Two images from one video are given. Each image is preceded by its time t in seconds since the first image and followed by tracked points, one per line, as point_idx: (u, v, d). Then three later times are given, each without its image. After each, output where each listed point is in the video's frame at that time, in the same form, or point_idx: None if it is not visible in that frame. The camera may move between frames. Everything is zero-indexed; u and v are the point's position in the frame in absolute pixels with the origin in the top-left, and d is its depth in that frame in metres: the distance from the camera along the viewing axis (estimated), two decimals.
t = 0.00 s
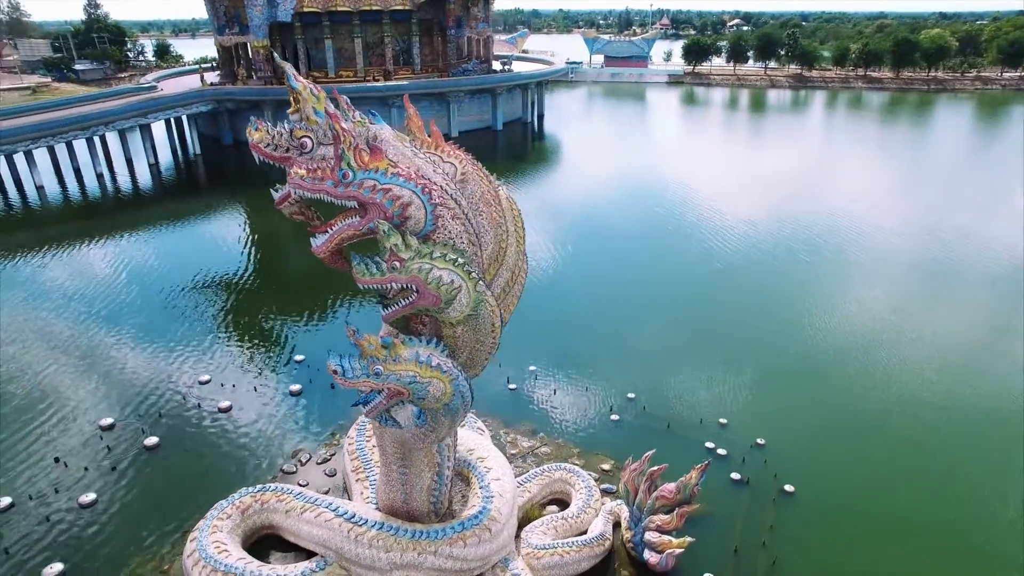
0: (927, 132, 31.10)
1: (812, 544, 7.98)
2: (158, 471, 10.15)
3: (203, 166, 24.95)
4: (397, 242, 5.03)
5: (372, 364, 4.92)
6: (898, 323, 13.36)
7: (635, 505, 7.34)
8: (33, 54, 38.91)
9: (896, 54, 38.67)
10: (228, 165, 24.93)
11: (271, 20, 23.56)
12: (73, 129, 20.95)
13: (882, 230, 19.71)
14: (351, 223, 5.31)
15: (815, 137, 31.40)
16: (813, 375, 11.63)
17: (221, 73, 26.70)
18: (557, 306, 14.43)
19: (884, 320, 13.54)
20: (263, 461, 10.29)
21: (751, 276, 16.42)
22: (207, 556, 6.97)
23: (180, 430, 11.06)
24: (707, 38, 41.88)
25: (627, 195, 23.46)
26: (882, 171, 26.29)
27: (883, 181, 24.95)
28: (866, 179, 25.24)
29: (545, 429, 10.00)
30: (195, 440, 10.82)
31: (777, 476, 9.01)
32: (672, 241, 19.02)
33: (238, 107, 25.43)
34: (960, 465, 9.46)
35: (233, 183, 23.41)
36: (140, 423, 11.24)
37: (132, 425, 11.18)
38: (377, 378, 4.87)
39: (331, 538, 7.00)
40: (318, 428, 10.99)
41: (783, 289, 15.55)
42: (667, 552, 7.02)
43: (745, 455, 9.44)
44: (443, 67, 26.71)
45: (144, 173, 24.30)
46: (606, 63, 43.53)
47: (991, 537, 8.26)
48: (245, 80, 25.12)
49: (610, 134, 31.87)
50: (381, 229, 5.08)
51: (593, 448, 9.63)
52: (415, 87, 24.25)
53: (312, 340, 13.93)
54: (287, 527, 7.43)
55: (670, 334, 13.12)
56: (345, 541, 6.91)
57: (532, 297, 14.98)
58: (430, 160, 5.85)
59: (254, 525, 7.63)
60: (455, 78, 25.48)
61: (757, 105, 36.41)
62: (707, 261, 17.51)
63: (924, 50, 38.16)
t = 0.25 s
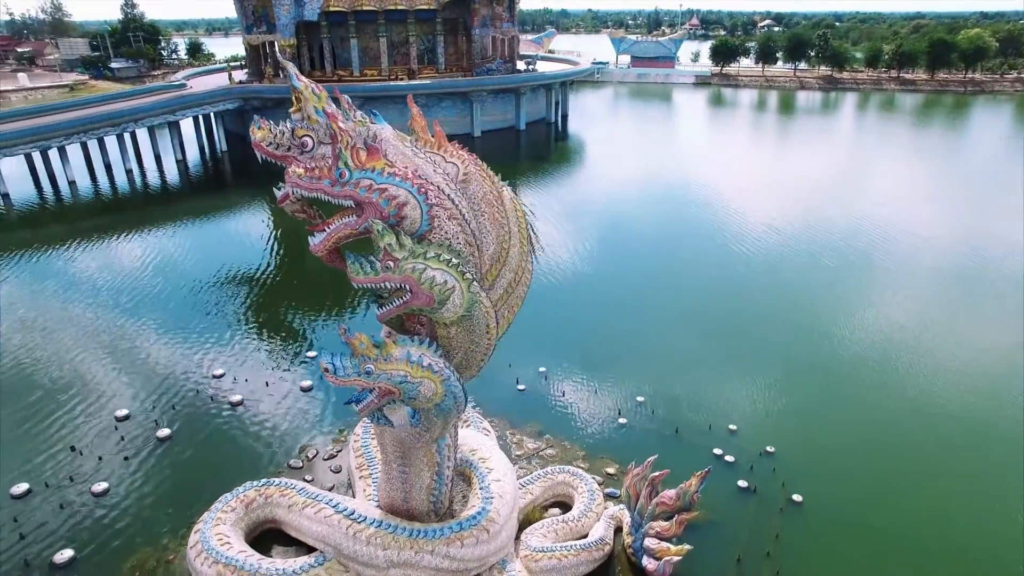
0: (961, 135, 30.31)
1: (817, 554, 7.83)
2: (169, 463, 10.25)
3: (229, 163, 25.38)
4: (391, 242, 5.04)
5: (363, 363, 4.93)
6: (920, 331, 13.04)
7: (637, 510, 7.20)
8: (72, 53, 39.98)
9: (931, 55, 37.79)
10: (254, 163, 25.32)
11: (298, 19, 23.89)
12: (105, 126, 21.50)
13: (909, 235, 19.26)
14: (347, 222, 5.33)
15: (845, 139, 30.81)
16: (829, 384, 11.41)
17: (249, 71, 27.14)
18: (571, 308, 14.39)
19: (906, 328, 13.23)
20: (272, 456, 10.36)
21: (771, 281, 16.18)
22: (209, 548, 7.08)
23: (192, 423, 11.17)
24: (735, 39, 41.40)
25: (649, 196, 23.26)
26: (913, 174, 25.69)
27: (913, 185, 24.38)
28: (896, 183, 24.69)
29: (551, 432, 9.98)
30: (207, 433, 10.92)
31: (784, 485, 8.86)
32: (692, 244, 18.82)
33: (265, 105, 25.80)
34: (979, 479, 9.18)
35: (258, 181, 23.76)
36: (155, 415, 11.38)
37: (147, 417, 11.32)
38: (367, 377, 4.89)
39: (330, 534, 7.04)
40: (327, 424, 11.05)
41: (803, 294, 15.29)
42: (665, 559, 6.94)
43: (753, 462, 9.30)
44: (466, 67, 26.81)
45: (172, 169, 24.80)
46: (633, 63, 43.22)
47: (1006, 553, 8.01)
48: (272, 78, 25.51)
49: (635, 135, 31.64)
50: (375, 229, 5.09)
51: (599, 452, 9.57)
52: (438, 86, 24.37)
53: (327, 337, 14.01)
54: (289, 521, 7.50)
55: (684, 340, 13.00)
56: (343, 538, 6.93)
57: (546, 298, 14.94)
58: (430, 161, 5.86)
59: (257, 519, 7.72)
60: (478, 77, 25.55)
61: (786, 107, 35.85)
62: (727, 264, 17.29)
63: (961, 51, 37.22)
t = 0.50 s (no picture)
0: (989, 138, 29.64)
1: (820, 564, 7.71)
2: (177, 456, 10.34)
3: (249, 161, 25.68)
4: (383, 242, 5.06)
5: (353, 362, 4.95)
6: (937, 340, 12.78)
7: (635, 515, 7.17)
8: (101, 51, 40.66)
9: (960, 56, 37.04)
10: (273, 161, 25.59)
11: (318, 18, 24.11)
12: (127, 122, 21.79)
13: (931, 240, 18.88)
14: (342, 221, 5.35)
15: (869, 142, 30.31)
16: (840, 391, 11.22)
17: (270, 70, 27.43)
18: (581, 310, 14.33)
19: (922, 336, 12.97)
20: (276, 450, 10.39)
21: (787, 285, 15.96)
22: (209, 540, 7.17)
23: (201, 416, 11.26)
24: (758, 40, 40.94)
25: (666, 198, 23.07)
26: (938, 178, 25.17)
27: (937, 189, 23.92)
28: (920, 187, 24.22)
29: (554, 434, 9.96)
30: (215, 427, 10.99)
31: (789, 493, 8.73)
32: (707, 247, 18.64)
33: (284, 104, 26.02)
34: (993, 493, 8.94)
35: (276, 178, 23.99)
36: (164, 407, 11.50)
37: (157, 409, 11.44)
38: (357, 375, 4.91)
39: (327, 531, 7.07)
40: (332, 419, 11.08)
41: (818, 299, 15.07)
42: (659, 565, 6.81)
43: (758, 469, 9.18)
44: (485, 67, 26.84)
45: (193, 167, 25.15)
46: (654, 64, 42.95)
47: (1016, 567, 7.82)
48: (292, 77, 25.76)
49: (654, 136, 31.43)
50: (368, 228, 5.10)
51: (601, 455, 9.52)
52: (456, 86, 24.44)
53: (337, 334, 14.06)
54: (288, 517, 7.55)
55: (694, 343, 12.91)
56: (340, 535, 6.97)
57: (557, 300, 14.90)
58: (427, 161, 5.88)
59: (257, 514, 7.79)
60: (496, 77, 25.58)
61: (809, 109, 35.36)
62: (742, 268, 17.09)
63: (991, 52, 36.42)
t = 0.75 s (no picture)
0: None
1: None
2: (187, 448, 10.46)
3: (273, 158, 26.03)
4: (376, 241, 5.07)
5: (344, 360, 4.98)
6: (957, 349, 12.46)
7: (632, 519, 7.08)
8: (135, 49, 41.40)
9: (997, 57, 36.09)
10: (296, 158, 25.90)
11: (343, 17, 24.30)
12: (154, 119, 22.25)
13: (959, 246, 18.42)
14: (338, 220, 5.38)
15: (899, 145, 29.68)
16: (854, 399, 10.99)
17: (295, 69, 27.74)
18: (595, 312, 14.26)
19: (943, 344, 12.66)
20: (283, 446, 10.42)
21: (807, 290, 15.66)
22: (210, 532, 7.28)
23: (212, 410, 11.38)
24: (787, 40, 40.37)
25: (687, 200, 22.80)
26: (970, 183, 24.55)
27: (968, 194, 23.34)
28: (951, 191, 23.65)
29: (559, 436, 9.93)
30: (225, 420, 11.11)
31: (795, 503, 8.57)
32: (726, 249, 18.41)
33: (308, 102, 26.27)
34: (1009, 510, 8.66)
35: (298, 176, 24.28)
36: (177, 400, 11.65)
37: (170, 401, 11.59)
38: (347, 374, 4.93)
39: (325, 526, 7.12)
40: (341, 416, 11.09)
41: (837, 304, 14.79)
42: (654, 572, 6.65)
43: (765, 477, 9.04)
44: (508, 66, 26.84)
45: (218, 163, 25.56)
46: (679, 65, 42.58)
47: None
48: (317, 75, 26.04)
49: (677, 137, 31.12)
50: (361, 228, 5.12)
51: (605, 459, 9.46)
52: (478, 85, 24.49)
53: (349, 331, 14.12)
54: (290, 511, 7.63)
55: (707, 347, 12.74)
56: (337, 531, 7.01)
57: (571, 301, 14.84)
58: (426, 161, 5.89)
59: (259, 507, 7.88)
60: (519, 77, 25.57)
61: (838, 111, 34.75)
62: (761, 272, 16.83)
63: None
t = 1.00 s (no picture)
0: None
1: None
2: (197, 442, 10.54)
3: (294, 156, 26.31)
4: (371, 240, 5.09)
5: (336, 358, 5.00)
6: (977, 357, 12.18)
7: (633, 524, 6.98)
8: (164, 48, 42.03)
9: None
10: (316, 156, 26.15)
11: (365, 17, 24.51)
12: (178, 118, 22.65)
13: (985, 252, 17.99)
14: (335, 219, 5.40)
15: (928, 147, 29.06)
16: (868, 406, 10.78)
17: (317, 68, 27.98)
18: (607, 314, 14.15)
19: (964, 352, 12.36)
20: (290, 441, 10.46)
21: (825, 294, 15.38)
22: (212, 525, 7.38)
23: (222, 405, 11.42)
24: (813, 41, 39.81)
25: (707, 201, 22.57)
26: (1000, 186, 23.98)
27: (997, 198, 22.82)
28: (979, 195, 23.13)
29: (564, 438, 9.90)
30: (235, 416, 11.14)
31: (801, 511, 8.43)
32: (743, 252, 18.18)
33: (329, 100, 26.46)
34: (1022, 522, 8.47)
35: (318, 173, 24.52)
36: (188, 395, 11.73)
37: (182, 396, 11.68)
38: (339, 371, 4.96)
39: (324, 523, 7.17)
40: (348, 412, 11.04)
41: (856, 309, 14.52)
42: None
43: (770, 484, 8.91)
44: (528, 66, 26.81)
45: (240, 161, 25.91)
46: (702, 66, 42.20)
47: None
48: (338, 74, 26.26)
49: (699, 139, 30.80)
50: (355, 227, 5.14)
51: (608, 462, 9.39)
52: (497, 84, 24.50)
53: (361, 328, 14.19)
54: (291, 506, 7.69)
55: (719, 351, 12.58)
56: (336, 527, 7.06)
57: (583, 302, 14.77)
58: (425, 161, 5.91)
59: (262, 502, 7.96)
60: (539, 77, 25.52)
61: (865, 113, 34.14)
62: (779, 275, 16.57)
63: None
